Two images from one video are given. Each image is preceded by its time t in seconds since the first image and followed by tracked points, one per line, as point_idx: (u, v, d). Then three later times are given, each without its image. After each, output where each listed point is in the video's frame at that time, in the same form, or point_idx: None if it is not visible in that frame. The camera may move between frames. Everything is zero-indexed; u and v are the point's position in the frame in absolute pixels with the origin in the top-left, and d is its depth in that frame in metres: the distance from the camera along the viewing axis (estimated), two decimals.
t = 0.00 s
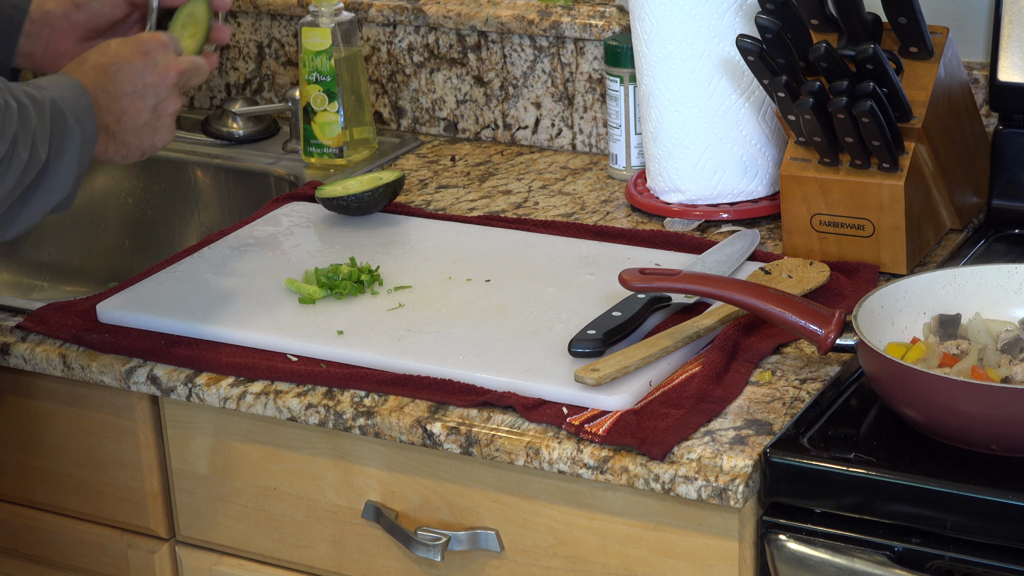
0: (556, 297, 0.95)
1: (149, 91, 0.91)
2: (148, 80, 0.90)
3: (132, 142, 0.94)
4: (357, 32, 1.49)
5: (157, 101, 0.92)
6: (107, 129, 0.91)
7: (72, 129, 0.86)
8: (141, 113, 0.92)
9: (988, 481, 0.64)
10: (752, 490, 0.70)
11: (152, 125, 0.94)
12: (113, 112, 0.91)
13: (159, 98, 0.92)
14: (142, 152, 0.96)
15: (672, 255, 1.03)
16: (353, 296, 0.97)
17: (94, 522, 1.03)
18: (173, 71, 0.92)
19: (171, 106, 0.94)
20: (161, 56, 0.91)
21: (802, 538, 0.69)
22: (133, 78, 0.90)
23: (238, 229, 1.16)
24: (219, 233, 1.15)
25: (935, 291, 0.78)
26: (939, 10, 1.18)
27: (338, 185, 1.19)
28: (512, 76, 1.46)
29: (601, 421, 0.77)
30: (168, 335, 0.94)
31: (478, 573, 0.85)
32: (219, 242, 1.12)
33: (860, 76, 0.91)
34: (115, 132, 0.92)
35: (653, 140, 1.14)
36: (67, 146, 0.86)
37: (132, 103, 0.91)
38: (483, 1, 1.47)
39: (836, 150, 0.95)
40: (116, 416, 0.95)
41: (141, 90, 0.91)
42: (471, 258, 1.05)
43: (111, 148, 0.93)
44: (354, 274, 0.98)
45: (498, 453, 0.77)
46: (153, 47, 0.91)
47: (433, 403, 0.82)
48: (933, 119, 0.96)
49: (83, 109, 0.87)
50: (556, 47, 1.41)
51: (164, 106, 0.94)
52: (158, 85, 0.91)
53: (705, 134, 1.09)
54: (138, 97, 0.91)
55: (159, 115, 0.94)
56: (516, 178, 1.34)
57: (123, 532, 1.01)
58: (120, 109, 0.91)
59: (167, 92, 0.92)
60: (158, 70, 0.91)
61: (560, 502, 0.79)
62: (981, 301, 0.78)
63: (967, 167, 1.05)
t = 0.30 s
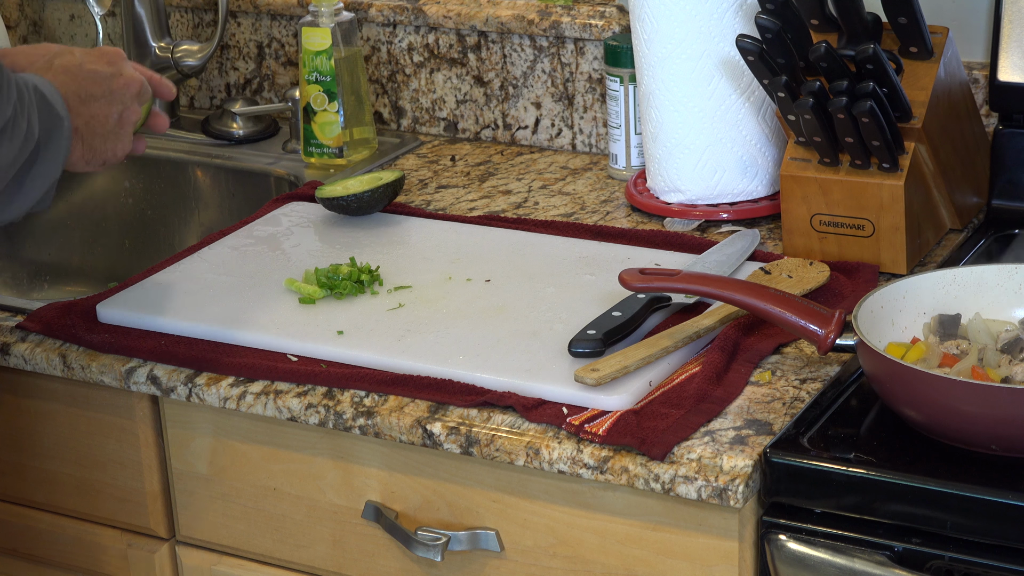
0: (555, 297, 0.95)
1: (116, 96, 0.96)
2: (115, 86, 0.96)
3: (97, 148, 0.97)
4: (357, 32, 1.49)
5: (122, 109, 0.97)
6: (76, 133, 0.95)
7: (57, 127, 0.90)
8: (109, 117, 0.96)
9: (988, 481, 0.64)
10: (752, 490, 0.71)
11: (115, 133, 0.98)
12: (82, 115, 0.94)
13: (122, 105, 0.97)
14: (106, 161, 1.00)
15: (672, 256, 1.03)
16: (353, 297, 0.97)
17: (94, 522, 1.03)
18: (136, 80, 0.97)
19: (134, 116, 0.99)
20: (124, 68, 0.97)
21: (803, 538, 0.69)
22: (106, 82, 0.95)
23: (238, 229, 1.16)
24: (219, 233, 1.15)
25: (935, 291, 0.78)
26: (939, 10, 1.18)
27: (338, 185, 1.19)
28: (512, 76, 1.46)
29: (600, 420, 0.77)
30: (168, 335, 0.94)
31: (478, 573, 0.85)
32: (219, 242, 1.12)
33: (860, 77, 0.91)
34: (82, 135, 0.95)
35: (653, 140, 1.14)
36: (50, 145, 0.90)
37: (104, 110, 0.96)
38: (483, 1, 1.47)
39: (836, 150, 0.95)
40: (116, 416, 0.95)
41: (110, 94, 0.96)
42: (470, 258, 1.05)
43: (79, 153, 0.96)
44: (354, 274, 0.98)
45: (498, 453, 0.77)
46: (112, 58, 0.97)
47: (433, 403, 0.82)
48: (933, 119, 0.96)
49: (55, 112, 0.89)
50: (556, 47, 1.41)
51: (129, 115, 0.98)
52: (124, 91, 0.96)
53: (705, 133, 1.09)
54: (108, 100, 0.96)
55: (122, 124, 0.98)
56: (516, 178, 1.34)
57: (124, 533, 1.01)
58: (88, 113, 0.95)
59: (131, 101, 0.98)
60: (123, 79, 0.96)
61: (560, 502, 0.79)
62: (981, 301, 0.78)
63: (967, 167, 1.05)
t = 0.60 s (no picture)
0: (555, 297, 0.95)
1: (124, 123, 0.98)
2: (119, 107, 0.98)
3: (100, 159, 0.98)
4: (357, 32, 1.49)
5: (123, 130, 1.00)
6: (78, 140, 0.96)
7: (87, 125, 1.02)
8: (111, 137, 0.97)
9: (988, 481, 0.64)
10: (752, 490, 0.70)
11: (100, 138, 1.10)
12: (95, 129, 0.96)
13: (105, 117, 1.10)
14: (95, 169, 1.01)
15: (672, 256, 1.03)
16: (353, 296, 0.97)
17: (94, 522, 1.03)
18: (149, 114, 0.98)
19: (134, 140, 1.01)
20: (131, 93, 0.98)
21: (802, 538, 0.69)
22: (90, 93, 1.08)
23: (238, 229, 1.16)
24: (219, 233, 1.15)
25: (935, 291, 0.78)
26: (939, 10, 1.18)
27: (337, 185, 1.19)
28: (512, 76, 1.46)
29: (600, 420, 0.77)
30: (168, 335, 0.94)
31: (478, 573, 0.84)
32: (219, 242, 1.12)
33: (860, 76, 0.91)
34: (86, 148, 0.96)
35: (653, 140, 1.14)
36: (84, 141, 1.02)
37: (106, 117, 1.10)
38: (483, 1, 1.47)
39: (836, 150, 0.95)
40: (116, 416, 0.95)
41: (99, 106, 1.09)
42: (470, 258, 1.05)
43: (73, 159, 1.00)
44: (354, 274, 0.98)
45: (498, 453, 0.77)
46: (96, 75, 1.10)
47: (433, 403, 0.82)
48: (933, 119, 0.96)
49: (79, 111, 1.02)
50: (556, 47, 1.41)
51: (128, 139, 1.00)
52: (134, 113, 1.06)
53: (705, 133, 1.09)
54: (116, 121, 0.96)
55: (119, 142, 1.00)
56: (516, 178, 1.34)
57: (124, 533, 1.01)
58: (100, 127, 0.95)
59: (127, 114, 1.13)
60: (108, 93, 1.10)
61: (560, 502, 0.79)
62: (981, 301, 0.78)
63: (967, 167, 1.05)
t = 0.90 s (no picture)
0: (556, 297, 0.95)
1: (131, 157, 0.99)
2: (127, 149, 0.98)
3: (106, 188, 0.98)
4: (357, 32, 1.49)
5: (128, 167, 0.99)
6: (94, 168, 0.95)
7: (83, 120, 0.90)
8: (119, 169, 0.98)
9: (988, 481, 0.64)
10: (752, 490, 0.71)
11: (115, 185, 0.98)
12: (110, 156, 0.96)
13: (135, 168, 0.99)
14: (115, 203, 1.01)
15: (672, 256, 1.03)
16: (353, 297, 0.97)
17: (94, 522, 1.03)
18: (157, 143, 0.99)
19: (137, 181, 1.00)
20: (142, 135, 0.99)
21: (802, 538, 0.69)
22: (133, 137, 0.98)
23: (238, 229, 1.16)
24: (219, 232, 1.15)
25: (935, 291, 0.78)
26: (939, 10, 1.18)
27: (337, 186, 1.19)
28: (512, 76, 1.46)
29: (600, 421, 0.77)
30: (168, 335, 0.94)
31: (478, 573, 0.84)
32: (219, 242, 1.12)
33: (860, 76, 0.91)
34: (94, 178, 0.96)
35: (653, 140, 1.14)
36: (80, 138, 0.90)
37: (117, 159, 0.97)
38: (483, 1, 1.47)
39: (836, 150, 0.95)
40: (116, 415, 0.95)
41: (129, 155, 0.98)
42: (471, 258, 1.05)
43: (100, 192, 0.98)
44: (354, 274, 0.98)
45: (498, 453, 0.77)
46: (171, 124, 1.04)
47: (433, 403, 0.82)
48: (933, 119, 0.96)
49: (86, 115, 0.91)
50: (556, 47, 1.41)
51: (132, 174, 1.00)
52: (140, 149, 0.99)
53: (705, 133, 1.09)
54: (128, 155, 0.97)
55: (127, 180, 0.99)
56: (516, 178, 1.34)
57: (124, 533, 1.01)
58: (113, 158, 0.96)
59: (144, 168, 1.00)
60: (148, 143, 1.00)
61: (559, 502, 0.79)
62: (981, 301, 0.78)
63: (968, 167, 1.05)
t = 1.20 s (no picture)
0: (556, 297, 0.95)
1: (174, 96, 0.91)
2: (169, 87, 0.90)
3: (142, 144, 0.93)
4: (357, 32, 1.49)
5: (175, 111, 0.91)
6: (117, 123, 0.90)
7: (44, 85, 0.85)
8: (158, 116, 0.91)
9: (987, 481, 0.64)
10: (752, 490, 0.71)
11: (166, 132, 0.93)
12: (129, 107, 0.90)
13: (184, 108, 0.91)
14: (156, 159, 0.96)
15: (672, 256, 1.03)
16: (353, 297, 0.97)
17: (94, 522, 1.03)
18: (201, 83, 0.91)
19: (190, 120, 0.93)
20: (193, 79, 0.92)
21: (803, 538, 0.69)
22: (166, 77, 0.90)
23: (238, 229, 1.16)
24: (219, 233, 1.15)
25: (935, 291, 0.78)
26: (939, 10, 1.18)
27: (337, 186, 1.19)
28: (512, 76, 1.46)
29: (600, 420, 0.77)
30: (169, 335, 0.94)
31: (478, 573, 0.85)
32: (219, 242, 1.12)
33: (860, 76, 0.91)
34: (128, 129, 0.91)
35: (653, 139, 1.14)
36: (46, 106, 0.85)
37: (147, 104, 0.90)
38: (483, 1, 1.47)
39: (836, 150, 0.95)
40: (116, 415, 0.95)
41: (163, 95, 0.90)
42: (471, 258, 1.05)
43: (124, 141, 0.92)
44: (354, 274, 0.97)
45: (498, 453, 0.77)
46: (201, 57, 0.93)
47: (433, 403, 0.82)
48: (934, 119, 0.96)
49: (84, 83, 0.87)
50: (556, 47, 1.41)
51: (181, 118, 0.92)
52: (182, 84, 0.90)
53: (705, 133, 1.09)
54: (161, 100, 0.90)
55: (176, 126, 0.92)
56: (516, 178, 1.34)
57: (124, 533, 1.01)
58: (137, 106, 0.90)
59: (192, 106, 0.92)
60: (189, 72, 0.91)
61: (559, 502, 0.79)
62: (981, 301, 0.78)
63: (968, 167, 1.05)
